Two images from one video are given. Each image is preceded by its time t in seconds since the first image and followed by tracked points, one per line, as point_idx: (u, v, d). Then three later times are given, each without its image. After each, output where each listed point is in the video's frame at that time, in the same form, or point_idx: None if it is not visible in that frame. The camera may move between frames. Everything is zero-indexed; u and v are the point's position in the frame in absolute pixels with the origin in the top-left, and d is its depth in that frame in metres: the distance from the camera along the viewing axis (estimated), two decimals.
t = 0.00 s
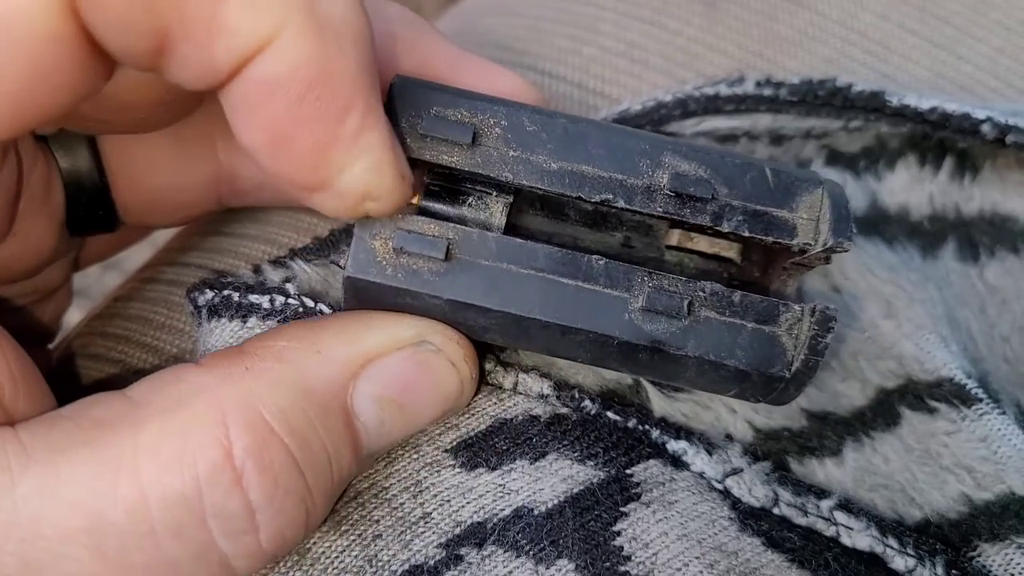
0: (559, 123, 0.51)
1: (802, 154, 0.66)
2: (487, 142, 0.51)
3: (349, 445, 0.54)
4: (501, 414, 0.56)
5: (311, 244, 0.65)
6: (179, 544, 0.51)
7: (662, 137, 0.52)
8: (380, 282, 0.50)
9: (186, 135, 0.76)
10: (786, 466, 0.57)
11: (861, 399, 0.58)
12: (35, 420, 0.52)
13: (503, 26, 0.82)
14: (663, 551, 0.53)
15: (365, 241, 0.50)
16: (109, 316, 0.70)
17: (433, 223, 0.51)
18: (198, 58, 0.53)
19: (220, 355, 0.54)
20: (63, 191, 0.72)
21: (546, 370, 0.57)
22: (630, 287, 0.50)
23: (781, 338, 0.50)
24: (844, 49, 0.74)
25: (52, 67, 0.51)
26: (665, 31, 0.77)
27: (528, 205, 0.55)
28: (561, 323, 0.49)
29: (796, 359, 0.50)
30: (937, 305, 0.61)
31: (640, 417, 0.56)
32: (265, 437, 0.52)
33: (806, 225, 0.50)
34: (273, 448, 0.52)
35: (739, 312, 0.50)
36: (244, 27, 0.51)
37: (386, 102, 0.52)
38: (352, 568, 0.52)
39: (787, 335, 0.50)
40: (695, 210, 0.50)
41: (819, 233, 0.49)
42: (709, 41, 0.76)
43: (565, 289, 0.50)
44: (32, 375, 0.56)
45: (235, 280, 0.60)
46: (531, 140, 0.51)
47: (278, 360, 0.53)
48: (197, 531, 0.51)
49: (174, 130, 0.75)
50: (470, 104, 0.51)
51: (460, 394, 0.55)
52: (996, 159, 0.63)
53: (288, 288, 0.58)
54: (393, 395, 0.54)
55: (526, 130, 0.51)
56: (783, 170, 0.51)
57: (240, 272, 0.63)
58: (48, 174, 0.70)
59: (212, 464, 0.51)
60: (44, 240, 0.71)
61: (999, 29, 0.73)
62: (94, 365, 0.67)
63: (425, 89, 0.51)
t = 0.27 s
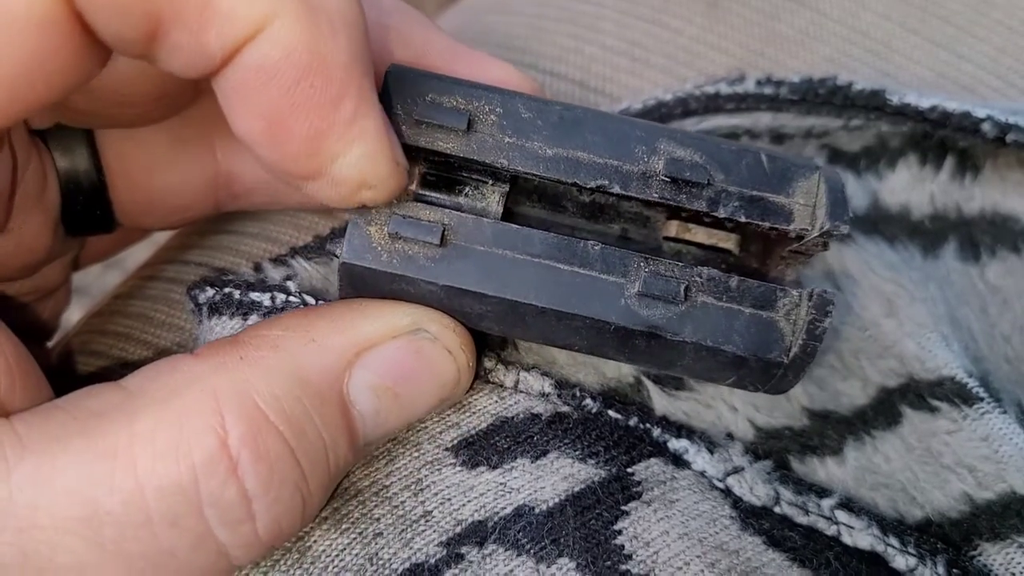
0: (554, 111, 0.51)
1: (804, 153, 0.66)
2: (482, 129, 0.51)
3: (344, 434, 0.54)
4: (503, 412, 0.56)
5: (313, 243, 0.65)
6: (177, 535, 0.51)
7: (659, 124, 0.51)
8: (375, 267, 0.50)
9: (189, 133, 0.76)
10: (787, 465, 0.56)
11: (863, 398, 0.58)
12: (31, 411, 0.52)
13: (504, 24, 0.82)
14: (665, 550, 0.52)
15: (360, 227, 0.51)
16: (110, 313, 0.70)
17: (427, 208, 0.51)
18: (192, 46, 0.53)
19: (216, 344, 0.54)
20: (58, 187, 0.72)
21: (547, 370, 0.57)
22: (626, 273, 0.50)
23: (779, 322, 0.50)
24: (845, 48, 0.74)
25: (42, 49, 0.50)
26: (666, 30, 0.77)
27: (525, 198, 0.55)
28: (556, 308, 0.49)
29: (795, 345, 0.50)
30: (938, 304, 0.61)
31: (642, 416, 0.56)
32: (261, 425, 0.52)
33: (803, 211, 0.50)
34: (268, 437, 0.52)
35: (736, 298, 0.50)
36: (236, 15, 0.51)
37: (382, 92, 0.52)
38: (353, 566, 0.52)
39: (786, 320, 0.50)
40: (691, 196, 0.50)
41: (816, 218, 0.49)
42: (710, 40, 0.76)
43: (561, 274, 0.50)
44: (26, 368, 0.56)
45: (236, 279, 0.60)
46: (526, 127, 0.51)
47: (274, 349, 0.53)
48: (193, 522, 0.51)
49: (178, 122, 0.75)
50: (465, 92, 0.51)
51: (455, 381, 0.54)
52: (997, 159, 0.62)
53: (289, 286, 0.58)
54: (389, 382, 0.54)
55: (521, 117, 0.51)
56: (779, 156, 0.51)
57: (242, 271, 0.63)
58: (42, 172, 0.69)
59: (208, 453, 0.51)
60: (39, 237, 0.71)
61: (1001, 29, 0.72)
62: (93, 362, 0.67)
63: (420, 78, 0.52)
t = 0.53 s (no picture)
0: (556, 115, 0.51)
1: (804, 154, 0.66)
2: (483, 135, 0.51)
3: (345, 441, 0.54)
4: (501, 413, 0.56)
5: (311, 244, 0.64)
6: (178, 542, 0.51)
7: (661, 130, 0.51)
8: (376, 274, 0.50)
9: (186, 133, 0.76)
10: (786, 466, 0.56)
11: (862, 399, 0.58)
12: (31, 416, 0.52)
13: (503, 24, 0.82)
14: (663, 551, 0.52)
15: (360, 233, 0.51)
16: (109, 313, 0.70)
17: (429, 215, 0.51)
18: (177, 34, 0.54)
19: (217, 348, 0.54)
20: (55, 187, 0.72)
21: (546, 370, 0.57)
22: (627, 281, 0.50)
23: (780, 331, 0.50)
24: (844, 50, 0.74)
25: (40, 30, 0.50)
26: (666, 31, 0.77)
27: (525, 200, 0.55)
28: (557, 315, 0.49)
29: (795, 353, 0.50)
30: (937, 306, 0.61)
31: (640, 417, 0.56)
32: (262, 433, 0.52)
33: (804, 219, 0.50)
34: (269, 444, 0.52)
35: (737, 306, 0.50)
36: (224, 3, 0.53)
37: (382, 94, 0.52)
38: (351, 566, 0.52)
39: (786, 329, 0.50)
40: (692, 203, 0.50)
41: (817, 227, 0.49)
42: (709, 41, 0.76)
43: (563, 282, 0.50)
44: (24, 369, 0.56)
45: (234, 279, 0.60)
46: (527, 132, 0.51)
47: (275, 356, 0.53)
48: (194, 528, 0.51)
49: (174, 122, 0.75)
50: (467, 97, 0.51)
51: (456, 387, 0.54)
52: (997, 160, 0.62)
53: (287, 286, 0.58)
54: (390, 388, 0.54)
55: (522, 123, 0.51)
56: (780, 163, 0.51)
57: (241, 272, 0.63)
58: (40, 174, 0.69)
59: (209, 460, 0.51)
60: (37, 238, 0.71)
61: (1000, 31, 0.72)
62: (91, 362, 0.67)
63: (421, 82, 0.51)
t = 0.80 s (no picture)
0: (557, 117, 0.51)
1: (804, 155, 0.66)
2: (485, 137, 0.51)
3: (347, 444, 0.54)
4: (500, 413, 0.56)
5: (312, 246, 0.64)
6: (178, 544, 0.51)
7: (662, 131, 0.51)
8: (379, 276, 0.50)
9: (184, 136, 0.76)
10: (785, 467, 0.56)
11: (861, 400, 0.59)
12: (32, 415, 0.52)
13: (503, 25, 0.82)
14: (662, 551, 0.53)
15: (363, 235, 0.50)
16: (109, 312, 0.70)
17: (432, 217, 0.50)
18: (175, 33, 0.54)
19: (220, 349, 0.54)
20: (53, 190, 0.72)
21: (546, 371, 0.57)
22: (630, 282, 0.50)
23: (782, 331, 0.50)
24: (843, 52, 0.74)
25: (41, 26, 0.50)
26: (665, 32, 0.77)
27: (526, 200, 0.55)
28: (561, 317, 0.49)
29: (798, 353, 0.50)
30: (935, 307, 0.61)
31: (639, 417, 0.56)
32: (264, 436, 0.52)
33: (807, 219, 0.50)
34: (271, 447, 0.52)
35: (740, 306, 0.50)
36: None
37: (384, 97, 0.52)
38: (350, 566, 0.52)
39: (789, 328, 0.50)
40: (695, 204, 0.50)
41: (819, 227, 0.49)
42: (709, 42, 0.76)
43: (566, 283, 0.50)
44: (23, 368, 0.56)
45: (234, 279, 0.60)
46: (528, 133, 0.51)
47: (278, 358, 0.53)
48: (194, 531, 0.51)
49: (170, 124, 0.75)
50: (468, 98, 0.51)
51: (458, 390, 0.54)
52: (996, 161, 0.62)
53: (287, 286, 0.58)
54: (392, 392, 0.54)
55: (524, 124, 0.51)
56: (782, 163, 0.51)
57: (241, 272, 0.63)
58: (38, 177, 0.70)
59: (211, 463, 0.51)
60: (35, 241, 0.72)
61: (999, 33, 0.73)
62: (91, 362, 0.67)
63: (422, 84, 0.51)
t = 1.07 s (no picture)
0: (568, 114, 0.51)
1: (808, 151, 0.66)
2: (497, 134, 0.50)
3: (354, 444, 0.54)
4: (504, 409, 0.56)
5: (313, 240, 0.64)
6: (184, 542, 0.51)
7: (673, 129, 0.51)
8: (390, 275, 0.49)
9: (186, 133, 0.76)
10: (789, 463, 0.56)
11: (865, 396, 0.59)
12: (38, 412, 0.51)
13: (506, 22, 0.82)
14: (666, 546, 0.52)
15: (374, 233, 0.49)
16: (112, 308, 0.70)
17: (442, 215, 0.50)
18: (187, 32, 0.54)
19: (229, 346, 0.53)
20: (52, 187, 0.72)
21: (550, 366, 0.57)
22: (642, 280, 0.50)
23: (793, 330, 0.50)
24: (847, 48, 0.74)
25: (53, 23, 0.49)
26: (668, 28, 0.77)
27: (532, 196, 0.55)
28: (573, 316, 0.49)
29: (808, 352, 0.50)
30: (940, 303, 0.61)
31: (643, 413, 0.56)
32: (271, 436, 0.52)
33: (816, 217, 0.50)
34: (278, 447, 0.52)
35: (751, 305, 0.50)
36: None
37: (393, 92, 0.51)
38: (353, 561, 0.52)
39: (800, 327, 0.50)
40: (706, 202, 0.50)
41: (830, 225, 0.49)
42: (712, 38, 0.76)
43: (577, 282, 0.49)
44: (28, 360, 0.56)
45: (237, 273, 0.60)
46: (539, 131, 0.50)
47: (286, 357, 0.53)
48: (200, 528, 0.51)
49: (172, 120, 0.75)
50: (479, 95, 0.51)
51: (467, 389, 0.54)
52: (1000, 157, 0.62)
53: (291, 281, 0.58)
54: (400, 391, 0.54)
55: (534, 121, 0.50)
56: (792, 161, 0.51)
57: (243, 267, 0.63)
58: (39, 173, 0.70)
59: (217, 461, 0.51)
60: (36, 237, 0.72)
61: (1002, 30, 0.73)
62: (93, 358, 0.67)
63: (432, 79, 0.51)
